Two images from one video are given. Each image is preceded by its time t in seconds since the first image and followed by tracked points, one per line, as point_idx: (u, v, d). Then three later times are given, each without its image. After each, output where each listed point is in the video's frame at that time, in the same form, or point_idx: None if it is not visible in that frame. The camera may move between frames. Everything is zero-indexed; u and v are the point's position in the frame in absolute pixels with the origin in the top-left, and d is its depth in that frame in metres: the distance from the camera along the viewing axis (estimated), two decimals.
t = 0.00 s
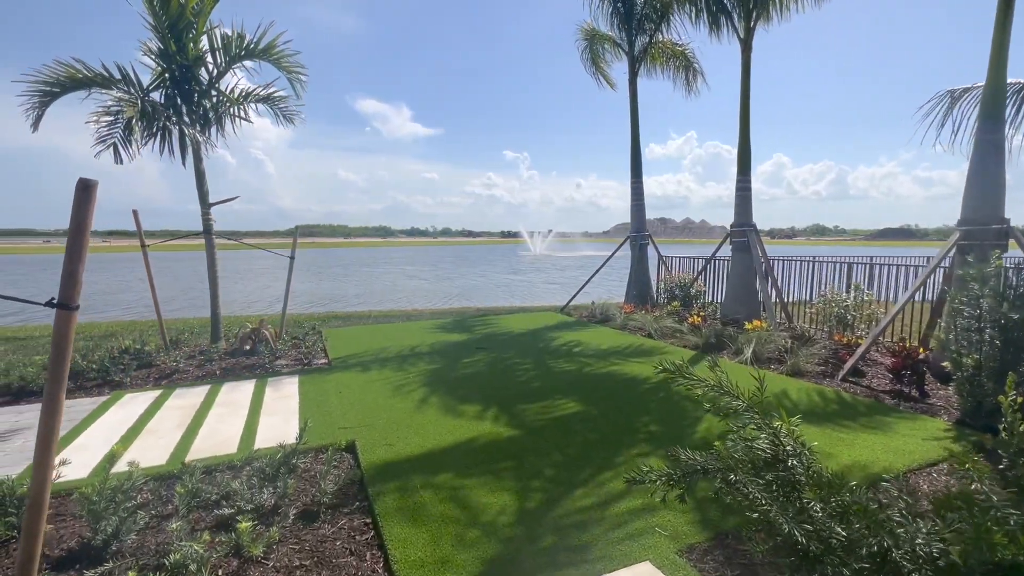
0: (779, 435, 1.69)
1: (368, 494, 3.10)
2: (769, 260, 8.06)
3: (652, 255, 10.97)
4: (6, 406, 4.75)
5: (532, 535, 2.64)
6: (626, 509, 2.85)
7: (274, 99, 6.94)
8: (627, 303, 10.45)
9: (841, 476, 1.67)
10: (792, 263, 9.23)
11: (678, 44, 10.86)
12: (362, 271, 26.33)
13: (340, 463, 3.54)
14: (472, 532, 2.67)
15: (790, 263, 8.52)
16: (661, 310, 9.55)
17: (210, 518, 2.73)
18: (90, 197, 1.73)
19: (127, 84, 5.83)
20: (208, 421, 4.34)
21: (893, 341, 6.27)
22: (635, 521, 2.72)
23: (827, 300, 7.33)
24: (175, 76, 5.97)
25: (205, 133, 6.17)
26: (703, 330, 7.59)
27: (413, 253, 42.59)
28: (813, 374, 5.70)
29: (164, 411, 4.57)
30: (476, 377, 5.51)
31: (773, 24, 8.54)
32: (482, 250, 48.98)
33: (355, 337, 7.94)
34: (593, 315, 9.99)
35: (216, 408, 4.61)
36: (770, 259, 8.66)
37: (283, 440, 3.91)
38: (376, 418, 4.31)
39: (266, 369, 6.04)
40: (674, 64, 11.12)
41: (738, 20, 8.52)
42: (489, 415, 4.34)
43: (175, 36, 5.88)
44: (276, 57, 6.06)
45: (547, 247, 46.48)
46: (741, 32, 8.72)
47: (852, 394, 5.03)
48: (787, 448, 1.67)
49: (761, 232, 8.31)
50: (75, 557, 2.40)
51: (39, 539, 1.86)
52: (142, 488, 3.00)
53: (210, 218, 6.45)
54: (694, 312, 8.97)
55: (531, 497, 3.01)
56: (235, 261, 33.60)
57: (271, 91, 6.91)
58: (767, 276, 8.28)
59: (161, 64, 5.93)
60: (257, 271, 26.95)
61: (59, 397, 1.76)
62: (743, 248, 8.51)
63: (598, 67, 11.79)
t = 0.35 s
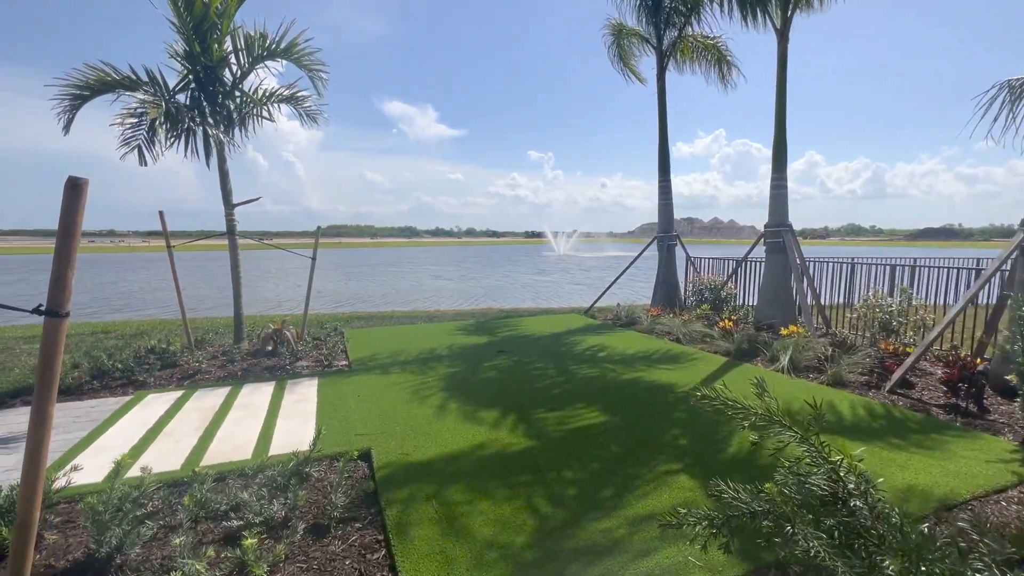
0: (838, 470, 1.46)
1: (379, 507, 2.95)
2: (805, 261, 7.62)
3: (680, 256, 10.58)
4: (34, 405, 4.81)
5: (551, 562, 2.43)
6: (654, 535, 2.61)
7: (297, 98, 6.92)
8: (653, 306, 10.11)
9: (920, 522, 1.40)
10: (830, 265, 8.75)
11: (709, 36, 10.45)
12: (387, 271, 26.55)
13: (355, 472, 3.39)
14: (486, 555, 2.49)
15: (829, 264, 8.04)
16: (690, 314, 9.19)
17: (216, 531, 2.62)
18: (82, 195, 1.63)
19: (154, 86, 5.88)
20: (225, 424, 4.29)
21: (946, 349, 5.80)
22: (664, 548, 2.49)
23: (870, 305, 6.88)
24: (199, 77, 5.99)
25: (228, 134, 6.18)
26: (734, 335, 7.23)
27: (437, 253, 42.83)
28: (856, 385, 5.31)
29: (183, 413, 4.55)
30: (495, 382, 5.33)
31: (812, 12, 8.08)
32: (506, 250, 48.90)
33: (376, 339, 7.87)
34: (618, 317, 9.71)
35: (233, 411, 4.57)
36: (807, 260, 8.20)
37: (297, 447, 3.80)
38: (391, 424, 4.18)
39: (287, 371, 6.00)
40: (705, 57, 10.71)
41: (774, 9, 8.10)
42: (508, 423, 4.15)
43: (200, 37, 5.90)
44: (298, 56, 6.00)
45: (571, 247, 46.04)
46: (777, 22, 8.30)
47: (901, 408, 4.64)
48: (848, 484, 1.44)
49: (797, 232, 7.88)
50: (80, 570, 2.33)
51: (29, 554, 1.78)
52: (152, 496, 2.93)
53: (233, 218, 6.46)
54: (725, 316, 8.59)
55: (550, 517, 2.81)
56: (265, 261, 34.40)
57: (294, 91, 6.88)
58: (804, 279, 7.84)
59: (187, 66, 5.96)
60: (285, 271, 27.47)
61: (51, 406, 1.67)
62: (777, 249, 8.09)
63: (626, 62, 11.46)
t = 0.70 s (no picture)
0: (911, 514, 1.26)
1: (393, 521, 2.82)
2: (843, 263, 7.21)
3: (708, 257, 10.21)
4: (62, 404, 4.89)
5: None
6: (687, 564, 2.41)
7: (319, 99, 6.91)
8: (680, 308, 9.78)
9: None
10: (871, 267, 8.28)
11: (741, 30, 10.05)
12: (411, 271, 26.71)
13: (370, 481, 3.27)
14: None
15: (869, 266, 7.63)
16: (719, 317, 8.85)
17: (227, 544, 2.54)
18: (73, 192, 1.54)
19: (179, 88, 5.92)
20: (244, 427, 4.25)
21: (1003, 360, 5.37)
22: None
23: (915, 310, 6.45)
24: (223, 79, 6.02)
25: (251, 134, 6.21)
26: (767, 341, 6.88)
27: (461, 253, 42.97)
28: (903, 396, 4.95)
29: (205, 414, 4.54)
30: (516, 388, 5.17)
31: None
32: (529, 251, 48.71)
33: (397, 340, 7.79)
34: (643, 320, 9.43)
35: (252, 413, 4.53)
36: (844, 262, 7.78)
37: (312, 453, 3.71)
38: (408, 430, 4.06)
39: (307, 372, 5.97)
40: (737, 51, 10.30)
41: None
42: (529, 431, 3.99)
43: (223, 38, 5.92)
44: (319, 55, 5.97)
45: (596, 248, 45.60)
46: (814, 11, 7.89)
47: (953, 423, 4.29)
48: (922, 531, 1.24)
49: (835, 232, 7.47)
50: None
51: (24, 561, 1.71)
52: (165, 503, 2.88)
53: (256, 219, 6.47)
54: (757, 320, 8.22)
55: (572, 539, 2.63)
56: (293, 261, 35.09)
57: (316, 91, 6.87)
58: (842, 282, 7.43)
59: (211, 68, 5.99)
60: (312, 270, 27.93)
61: (43, 411, 1.61)
62: (813, 250, 7.69)
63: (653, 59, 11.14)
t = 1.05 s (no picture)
0: None
1: (407, 535, 2.68)
2: (892, 265, 6.73)
3: (742, 258, 9.76)
4: (93, 402, 4.98)
5: None
6: None
7: (345, 99, 6.89)
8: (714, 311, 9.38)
9: None
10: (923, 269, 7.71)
11: (781, 21, 9.57)
12: (438, 271, 26.78)
13: (386, 490, 3.14)
14: None
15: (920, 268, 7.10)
16: (755, 321, 8.43)
17: (235, 556, 2.45)
18: (61, 192, 1.80)
19: (207, 89, 5.98)
20: (263, 429, 4.21)
21: None
22: None
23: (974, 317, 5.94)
24: (250, 79, 6.04)
25: (277, 135, 6.19)
26: (808, 348, 6.48)
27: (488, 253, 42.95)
28: (964, 411, 4.52)
29: (227, 415, 4.53)
30: (540, 393, 4.97)
31: None
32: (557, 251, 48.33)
33: (421, 342, 7.69)
34: (673, 323, 9.08)
35: (272, 415, 4.49)
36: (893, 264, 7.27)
37: (329, 459, 3.61)
38: (427, 437, 3.92)
39: (330, 373, 5.92)
40: (776, 43, 9.82)
41: None
42: (552, 441, 3.79)
43: (249, 39, 5.95)
44: (343, 53, 5.92)
45: (624, 249, 44.86)
46: None
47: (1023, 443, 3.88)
48: None
49: (882, 232, 6.98)
50: None
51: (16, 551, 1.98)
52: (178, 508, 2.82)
53: (282, 219, 6.48)
54: (796, 325, 7.78)
55: (595, 564, 2.43)
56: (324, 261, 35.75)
57: (342, 91, 6.84)
58: (891, 285, 6.94)
59: (238, 69, 6.02)
60: (341, 270, 28.35)
61: (30, 419, 1.84)
62: (857, 251, 7.22)
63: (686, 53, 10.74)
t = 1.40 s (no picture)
0: None
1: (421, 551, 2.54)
2: (945, 268, 6.26)
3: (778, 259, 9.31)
4: (119, 400, 5.03)
5: None
6: None
7: (369, 98, 6.85)
8: (747, 315, 8.98)
9: None
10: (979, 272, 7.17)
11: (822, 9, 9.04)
12: (464, 271, 26.77)
13: (402, 500, 3.01)
14: None
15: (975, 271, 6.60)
16: (792, 325, 8.00)
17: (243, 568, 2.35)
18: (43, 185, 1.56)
19: (234, 90, 6.00)
20: (282, 431, 4.14)
21: None
22: None
23: None
24: (275, 79, 6.03)
25: (301, 134, 6.17)
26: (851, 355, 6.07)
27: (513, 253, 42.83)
28: None
29: (247, 416, 4.49)
30: (564, 399, 4.77)
31: None
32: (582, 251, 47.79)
33: (443, 343, 7.59)
34: (704, 327, 8.72)
35: (291, 418, 4.43)
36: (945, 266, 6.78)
37: (345, 465, 3.50)
38: (446, 444, 3.79)
39: (351, 375, 5.86)
40: (816, 33, 9.29)
41: None
42: (576, 451, 3.60)
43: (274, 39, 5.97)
44: (367, 51, 5.86)
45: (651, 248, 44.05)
46: None
47: None
48: None
49: (934, 232, 6.51)
50: None
51: None
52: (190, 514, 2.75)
53: (306, 220, 6.48)
54: (837, 330, 7.34)
55: None
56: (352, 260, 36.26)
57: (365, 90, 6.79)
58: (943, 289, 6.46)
59: (264, 68, 6.02)
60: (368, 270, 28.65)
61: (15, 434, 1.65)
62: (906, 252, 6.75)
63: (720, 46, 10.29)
